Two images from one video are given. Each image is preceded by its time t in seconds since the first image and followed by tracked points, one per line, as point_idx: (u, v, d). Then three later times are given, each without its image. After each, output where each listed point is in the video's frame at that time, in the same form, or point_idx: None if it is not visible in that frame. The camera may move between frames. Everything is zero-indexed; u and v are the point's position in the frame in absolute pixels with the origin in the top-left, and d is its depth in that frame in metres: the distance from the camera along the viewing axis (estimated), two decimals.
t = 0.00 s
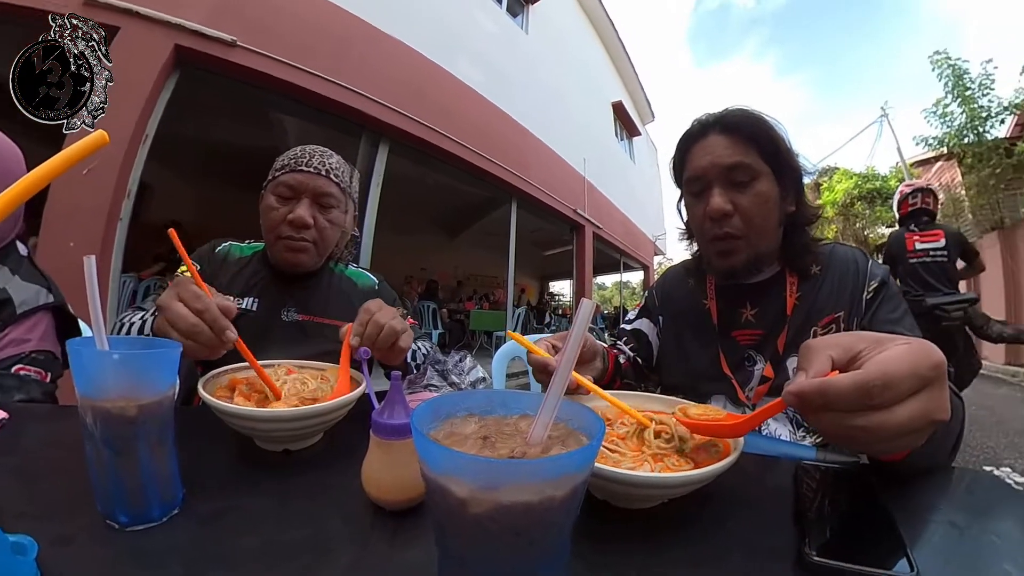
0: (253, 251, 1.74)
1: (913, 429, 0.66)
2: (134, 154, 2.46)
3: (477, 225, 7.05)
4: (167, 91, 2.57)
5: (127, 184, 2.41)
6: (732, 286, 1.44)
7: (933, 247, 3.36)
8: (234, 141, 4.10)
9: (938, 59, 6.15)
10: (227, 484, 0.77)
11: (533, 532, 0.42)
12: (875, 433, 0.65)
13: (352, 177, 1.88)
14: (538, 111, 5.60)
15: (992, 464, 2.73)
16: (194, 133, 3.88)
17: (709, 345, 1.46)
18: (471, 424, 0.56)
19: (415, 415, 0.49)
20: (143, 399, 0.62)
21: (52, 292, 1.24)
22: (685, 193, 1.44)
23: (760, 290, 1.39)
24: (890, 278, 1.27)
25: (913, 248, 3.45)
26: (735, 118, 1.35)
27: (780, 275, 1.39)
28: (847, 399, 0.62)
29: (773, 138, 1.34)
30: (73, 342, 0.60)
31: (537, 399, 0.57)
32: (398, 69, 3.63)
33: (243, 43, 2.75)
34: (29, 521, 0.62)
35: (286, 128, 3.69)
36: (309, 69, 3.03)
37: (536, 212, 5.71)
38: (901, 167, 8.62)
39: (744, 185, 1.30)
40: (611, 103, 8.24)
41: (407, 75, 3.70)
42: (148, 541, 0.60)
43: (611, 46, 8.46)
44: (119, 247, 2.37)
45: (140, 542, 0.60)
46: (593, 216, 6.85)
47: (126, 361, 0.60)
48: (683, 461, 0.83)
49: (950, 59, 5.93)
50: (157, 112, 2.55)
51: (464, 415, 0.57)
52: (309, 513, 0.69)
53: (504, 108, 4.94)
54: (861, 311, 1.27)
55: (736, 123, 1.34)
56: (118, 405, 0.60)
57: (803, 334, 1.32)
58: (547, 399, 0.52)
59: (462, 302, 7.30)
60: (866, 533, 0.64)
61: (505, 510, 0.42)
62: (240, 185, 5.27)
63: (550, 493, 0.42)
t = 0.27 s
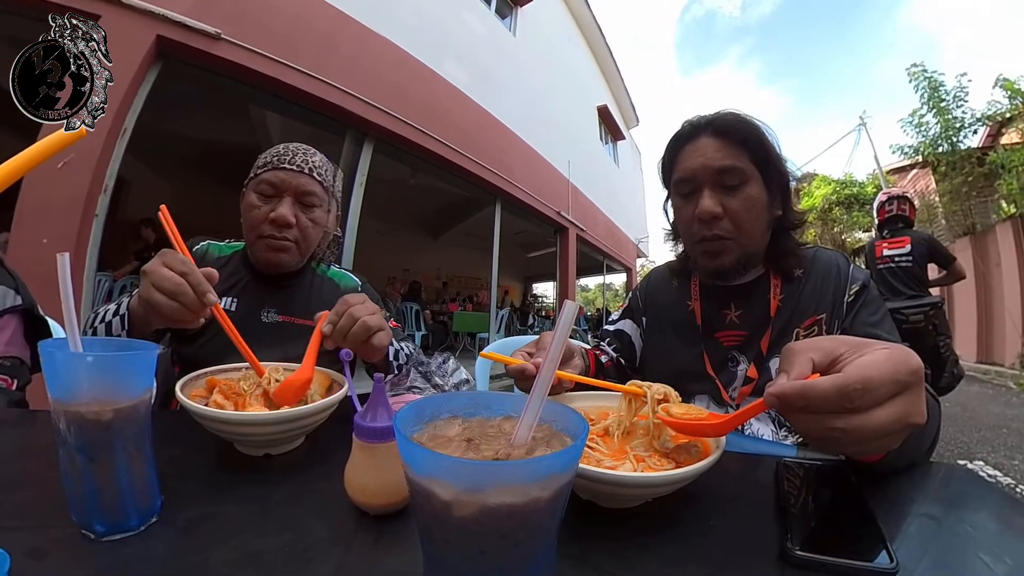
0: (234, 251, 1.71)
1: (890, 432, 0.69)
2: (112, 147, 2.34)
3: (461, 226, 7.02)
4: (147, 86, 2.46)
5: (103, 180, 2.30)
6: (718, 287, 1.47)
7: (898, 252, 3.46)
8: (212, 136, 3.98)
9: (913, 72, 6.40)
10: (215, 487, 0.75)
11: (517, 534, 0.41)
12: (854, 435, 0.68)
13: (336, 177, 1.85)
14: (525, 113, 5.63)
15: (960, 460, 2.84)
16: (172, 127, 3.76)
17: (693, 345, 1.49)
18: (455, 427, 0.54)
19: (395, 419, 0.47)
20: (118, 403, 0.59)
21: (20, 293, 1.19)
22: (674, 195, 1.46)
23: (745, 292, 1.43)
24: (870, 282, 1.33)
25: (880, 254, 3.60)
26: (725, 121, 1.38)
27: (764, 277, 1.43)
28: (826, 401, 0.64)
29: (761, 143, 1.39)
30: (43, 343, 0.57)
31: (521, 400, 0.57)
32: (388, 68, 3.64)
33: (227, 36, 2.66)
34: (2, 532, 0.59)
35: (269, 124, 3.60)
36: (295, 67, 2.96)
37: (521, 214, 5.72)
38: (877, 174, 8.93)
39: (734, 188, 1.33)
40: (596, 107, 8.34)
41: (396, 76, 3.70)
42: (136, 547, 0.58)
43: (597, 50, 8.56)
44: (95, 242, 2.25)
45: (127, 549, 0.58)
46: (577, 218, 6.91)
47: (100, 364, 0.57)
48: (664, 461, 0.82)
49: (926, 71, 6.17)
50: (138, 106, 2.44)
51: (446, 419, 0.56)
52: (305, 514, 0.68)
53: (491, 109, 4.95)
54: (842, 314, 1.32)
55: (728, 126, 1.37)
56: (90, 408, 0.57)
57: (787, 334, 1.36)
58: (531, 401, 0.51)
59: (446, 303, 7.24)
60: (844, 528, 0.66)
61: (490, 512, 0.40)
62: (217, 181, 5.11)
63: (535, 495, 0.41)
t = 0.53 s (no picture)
0: (234, 252, 1.71)
1: (892, 437, 0.69)
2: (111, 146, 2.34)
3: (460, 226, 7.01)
4: (145, 86, 2.45)
5: (101, 180, 2.28)
6: (718, 288, 1.47)
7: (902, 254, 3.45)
8: (212, 136, 3.98)
9: (911, 72, 6.44)
10: (215, 487, 0.75)
11: (516, 534, 0.41)
12: (856, 438, 0.68)
13: (336, 177, 1.85)
14: (524, 113, 5.64)
15: (958, 460, 2.85)
16: (170, 128, 3.77)
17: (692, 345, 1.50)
18: (454, 428, 0.54)
19: (396, 419, 0.47)
20: (117, 403, 0.59)
21: (18, 294, 1.18)
22: (674, 195, 1.46)
23: (745, 293, 1.43)
24: (871, 285, 1.33)
25: (886, 256, 3.59)
26: (728, 121, 1.38)
27: (765, 278, 1.43)
28: (831, 403, 0.64)
29: (762, 143, 1.39)
30: (41, 344, 0.57)
31: (519, 400, 0.57)
32: (388, 68, 3.64)
33: (227, 36, 2.65)
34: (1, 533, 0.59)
35: (268, 123, 3.59)
36: (295, 66, 2.96)
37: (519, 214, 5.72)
38: (876, 175, 8.94)
39: (735, 188, 1.33)
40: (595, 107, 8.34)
41: (395, 76, 3.70)
42: (135, 547, 0.58)
43: (597, 50, 8.56)
44: (93, 241, 2.26)
45: (127, 549, 0.58)
46: (576, 218, 6.91)
47: (98, 364, 0.57)
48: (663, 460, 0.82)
49: (924, 72, 6.20)
50: (134, 106, 2.43)
51: (446, 419, 0.56)
52: (305, 514, 0.68)
53: (490, 109, 4.95)
54: (842, 316, 1.32)
55: (730, 126, 1.37)
56: (89, 409, 0.57)
57: (787, 335, 1.36)
58: (531, 402, 0.51)
59: (445, 303, 7.24)
60: (844, 528, 0.66)
61: (489, 512, 0.40)
62: (216, 180, 5.10)
63: (534, 495, 0.41)
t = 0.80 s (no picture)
0: (234, 252, 1.71)
1: (890, 437, 0.69)
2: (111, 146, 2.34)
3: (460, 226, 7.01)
4: (145, 86, 2.45)
5: (101, 180, 2.28)
6: (718, 288, 1.48)
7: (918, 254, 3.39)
8: (212, 136, 3.98)
9: (911, 72, 6.44)
10: (215, 488, 0.75)
11: (516, 534, 0.41)
12: (854, 438, 0.68)
13: (334, 176, 1.85)
14: (524, 113, 5.64)
15: (958, 460, 2.85)
16: (169, 128, 3.76)
17: (692, 345, 1.50)
18: (454, 427, 0.54)
19: (396, 418, 0.47)
20: (117, 403, 0.59)
21: (18, 294, 1.18)
22: (676, 194, 1.46)
23: (745, 294, 1.43)
24: (871, 285, 1.33)
25: (904, 255, 3.53)
26: (729, 120, 1.38)
27: (765, 278, 1.43)
28: (829, 403, 0.64)
29: (763, 143, 1.39)
30: (41, 344, 0.56)
31: (519, 400, 0.57)
32: (388, 69, 3.64)
33: (227, 36, 2.66)
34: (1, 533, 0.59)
35: (269, 123, 3.59)
36: (295, 66, 2.97)
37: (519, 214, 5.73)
38: (876, 175, 8.95)
39: (737, 188, 1.33)
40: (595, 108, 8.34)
41: (396, 76, 3.70)
42: (136, 548, 0.58)
43: (597, 50, 8.57)
44: (93, 241, 2.26)
45: (128, 549, 0.58)
46: (576, 218, 6.91)
47: (98, 364, 0.57)
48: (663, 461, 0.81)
49: (924, 72, 6.21)
50: (134, 106, 2.42)
51: (446, 418, 0.56)
52: (306, 514, 0.68)
53: (490, 109, 4.95)
54: (842, 317, 1.32)
55: (731, 125, 1.37)
56: (89, 409, 0.57)
57: (787, 336, 1.36)
58: (531, 401, 0.51)
59: (445, 303, 7.23)
60: (843, 529, 0.66)
61: (488, 512, 0.40)
62: (216, 180, 5.10)
63: (534, 494, 0.41)
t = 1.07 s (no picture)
0: (234, 252, 1.71)
1: (889, 442, 0.69)
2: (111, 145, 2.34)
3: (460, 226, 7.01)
4: (145, 85, 2.45)
5: (101, 180, 2.28)
6: (718, 289, 1.48)
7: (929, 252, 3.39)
8: (212, 136, 3.98)
9: (911, 72, 6.45)
10: (215, 488, 0.75)
11: (516, 535, 0.41)
12: (853, 442, 0.68)
13: (334, 176, 1.84)
14: (524, 113, 5.64)
15: (958, 460, 2.85)
16: (169, 128, 3.75)
17: (692, 345, 1.50)
18: (454, 428, 0.54)
19: (396, 419, 0.47)
20: (117, 403, 0.59)
21: (18, 293, 1.18)
22: (676, 194, 1.46)
23: (747, 295, 1.43)
24: (872, 287, 1.32)
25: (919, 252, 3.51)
26: (730, 120, 1.38)
27: (766, 279, 1.43)
28: (829, 407, 0.64)
29: (765, 143, 1.38)
30: (41, 344, 0.56)
31: (519, 401, 0.57)
32: (387, 69, 3.64)
33: (227, 36, 2.65)
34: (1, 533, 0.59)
35: (268, 123, 3.59)
36: (295, 66, 2.97)
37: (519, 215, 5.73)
38: (876, 175, 8.95)
39: (738, 189, 1.33)
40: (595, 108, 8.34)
41: (396, 76, 3.70)
42: (135, 547, 0.58)
43: (597, 50, 8.57)
44: (93, 241, 2.26)
45: (127, 549, 0.58)
46: (576, 218, 6.91)
47: (98, 364, 0.57)
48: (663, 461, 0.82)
49: (923, 72, 6.21)
50: (134, 105, 2.42)
51: (445, 419, 0.56)
52: (306, 513, 0.68)
53: (490, 109, 4.95)
54: (843, 318, 1.32)
55: (733, 126, 1.37)
56: (89, 409, 0.57)
57: (787, 337, 1.37)
58: (530, 403, 0.51)
59: (445, 303, 7.23)
60: (844, 529, 0.67)
61: (488, 514, 0.40)
62: (216, 180, 5.10)
63: (533, 495, 0.41)
